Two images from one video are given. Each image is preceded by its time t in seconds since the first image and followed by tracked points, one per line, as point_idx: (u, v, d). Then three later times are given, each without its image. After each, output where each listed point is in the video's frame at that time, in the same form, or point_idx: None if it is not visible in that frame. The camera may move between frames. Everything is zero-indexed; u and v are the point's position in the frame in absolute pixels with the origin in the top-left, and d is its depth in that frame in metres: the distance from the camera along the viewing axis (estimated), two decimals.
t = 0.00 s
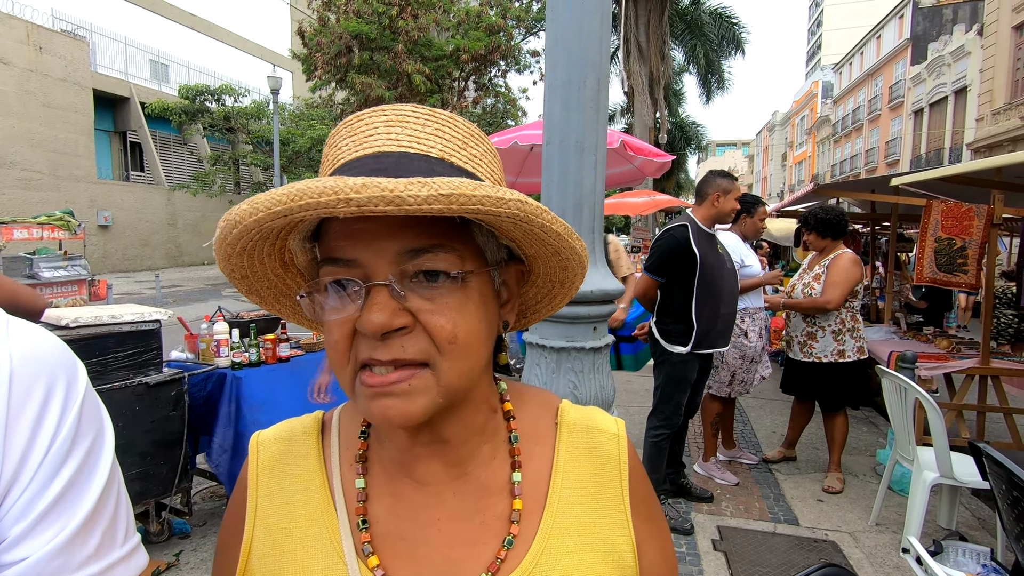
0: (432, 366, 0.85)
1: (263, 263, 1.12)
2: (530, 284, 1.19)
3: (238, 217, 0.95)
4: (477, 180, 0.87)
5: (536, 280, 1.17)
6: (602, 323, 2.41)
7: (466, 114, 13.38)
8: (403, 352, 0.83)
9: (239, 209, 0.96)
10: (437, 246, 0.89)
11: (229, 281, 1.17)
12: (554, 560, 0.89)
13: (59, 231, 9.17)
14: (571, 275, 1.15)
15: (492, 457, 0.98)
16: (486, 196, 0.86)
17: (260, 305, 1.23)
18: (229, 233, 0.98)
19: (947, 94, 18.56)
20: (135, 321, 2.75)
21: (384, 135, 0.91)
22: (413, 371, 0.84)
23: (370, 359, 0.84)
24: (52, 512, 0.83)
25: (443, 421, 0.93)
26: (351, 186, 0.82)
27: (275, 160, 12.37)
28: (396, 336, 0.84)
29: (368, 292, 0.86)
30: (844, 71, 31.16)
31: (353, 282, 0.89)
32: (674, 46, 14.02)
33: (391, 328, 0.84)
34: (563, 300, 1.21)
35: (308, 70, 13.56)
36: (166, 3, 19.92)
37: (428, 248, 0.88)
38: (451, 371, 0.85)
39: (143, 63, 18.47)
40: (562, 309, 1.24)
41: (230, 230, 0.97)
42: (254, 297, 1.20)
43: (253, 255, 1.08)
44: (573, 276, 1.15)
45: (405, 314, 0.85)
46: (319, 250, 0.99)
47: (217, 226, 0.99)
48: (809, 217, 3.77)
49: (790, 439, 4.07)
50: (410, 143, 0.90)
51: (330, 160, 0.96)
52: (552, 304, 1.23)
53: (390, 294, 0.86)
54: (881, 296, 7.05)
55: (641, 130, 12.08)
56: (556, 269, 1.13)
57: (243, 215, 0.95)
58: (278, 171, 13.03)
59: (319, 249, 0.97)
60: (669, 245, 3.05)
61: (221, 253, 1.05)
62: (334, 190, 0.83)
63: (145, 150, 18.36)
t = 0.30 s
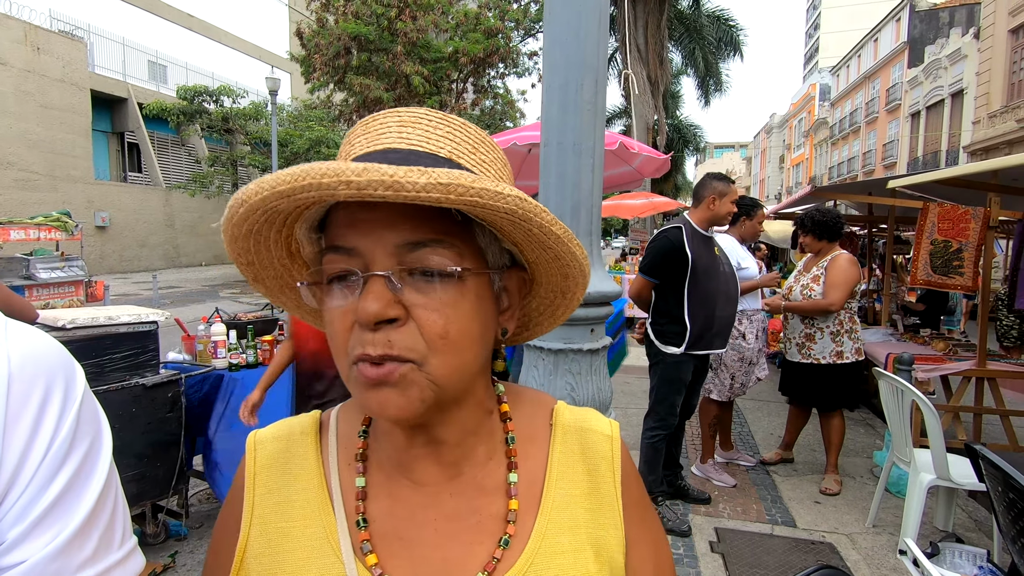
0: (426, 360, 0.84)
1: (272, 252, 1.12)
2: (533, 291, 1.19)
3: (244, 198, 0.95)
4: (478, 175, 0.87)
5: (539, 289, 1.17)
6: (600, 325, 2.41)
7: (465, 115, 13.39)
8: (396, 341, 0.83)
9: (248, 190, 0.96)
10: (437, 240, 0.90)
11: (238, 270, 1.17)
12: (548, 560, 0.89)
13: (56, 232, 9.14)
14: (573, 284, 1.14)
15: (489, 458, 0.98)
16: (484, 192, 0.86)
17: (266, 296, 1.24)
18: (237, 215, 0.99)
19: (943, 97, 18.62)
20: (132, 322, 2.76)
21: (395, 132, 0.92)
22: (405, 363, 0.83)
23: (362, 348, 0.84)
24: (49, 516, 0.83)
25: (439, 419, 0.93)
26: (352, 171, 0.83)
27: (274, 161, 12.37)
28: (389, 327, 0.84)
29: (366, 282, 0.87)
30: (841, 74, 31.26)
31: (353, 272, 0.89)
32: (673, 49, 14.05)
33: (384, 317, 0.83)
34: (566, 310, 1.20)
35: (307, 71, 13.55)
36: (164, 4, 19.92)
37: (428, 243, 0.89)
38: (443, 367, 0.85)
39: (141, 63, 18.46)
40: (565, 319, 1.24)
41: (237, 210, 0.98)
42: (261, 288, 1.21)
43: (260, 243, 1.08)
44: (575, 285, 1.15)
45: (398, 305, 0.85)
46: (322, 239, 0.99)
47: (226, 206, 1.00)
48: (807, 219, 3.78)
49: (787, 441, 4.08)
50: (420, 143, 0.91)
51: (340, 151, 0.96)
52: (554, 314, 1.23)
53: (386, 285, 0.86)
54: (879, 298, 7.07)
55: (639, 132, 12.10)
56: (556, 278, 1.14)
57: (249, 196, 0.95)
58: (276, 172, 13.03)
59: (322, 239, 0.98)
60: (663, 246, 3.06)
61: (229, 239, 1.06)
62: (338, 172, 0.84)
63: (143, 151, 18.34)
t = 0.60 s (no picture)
0: (420, 373, 0.85)
1: (250, 274, 1.12)
2: (523, 285, 1.19)
3: (216, 228, 0.96)
4: (454, 182, 0.87)
5: (528, 281, 1.17)
6: (598, 327, 2.42)
7: (463, 116, 13.38)
8: (386, 358, 0.84)
9: (220, 219, 0.96)
10: (422, 247, 0.90)
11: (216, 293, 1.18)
12: (546, 563, 0.89)
13: (52, 232, 9.10)
14: (562, 276, 1.15)
15: (485, 463, 0.98)
16: (463, 198, 0.86)
17: (248, 314, 1.24)
18: (211, 244, 0.99)
19: (940, 100, 18.69)
20: (129, 322, 2.78)
21: (364, 140, 0.92)
22: (398, 379, 0.84)
23: (355, 367, 0.84)
24: (51, 518, 0.83)
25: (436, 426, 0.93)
26: (325, 195, 0.83)
27: (272, 162, 12.35)
28: (380, 343, 0.85)
29: (352, 299, 0.87)
30: (839, 77, 31.35)
31: (337, 290, 0.89)
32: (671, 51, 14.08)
33: (374, 334, 0.84)
34: (556, 299, 1.21)
35: (305, 72, 13.53)
36: (163, 4, 19.90)
37: (413, 252, 0.89)
38: (440, 376, 0.86)
39: (138, 63, 18.42)
40: (555, 310, 1.24)
41: (212, 240, 0.98)
42: (244, 309, 1.22)
43: (238, 266, 1.09)
44: (564, 276, 1.15)
45: (388, 319, 0.85)
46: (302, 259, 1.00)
47: (197, 235, 1.01)
48: (804, 221, 3.80)
49: (784, 442, 4.09)
50: (389, 148, 0.91)
51: (310, 166, 0.96)
52: (544, 305, 1.23)
53: (373, 300, 0.86)
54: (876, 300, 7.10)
55: (637, 134, 12.12)
56: (546, 270, 1.14)
57: (221, 226, 0.95)
58: (274, 173, 13.03)
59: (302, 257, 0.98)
60: (657, 248, 3.07)
61: (205, 265, 1.06)
62: (308, 197, 0.85)
63: (141, 151, 18.31)
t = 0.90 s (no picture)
0: (442, 374, 0.85)
1: (249, 284, 1.10)
2: (520, 286, 1.19)
3: (232, 236, 0.94)
4: (484, 187, 0.89)
5: (526, 283, 1.18)
6: (598, 328, 2.42)
7: (463, 115, 13.36)
8: (411, 362, 0.84)
9: (235, 228, 0.94)
10: (439, 250, 0.90)
11: (210, 301, 1.14)
12: (553, 563, 0.89)
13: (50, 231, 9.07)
14: (562, 277, 1.15)
15: (489, 466, 0.98)
16: (493, 203, 0.89)
17: (243, 325, 1.21)
18: (222, 254, 0.96)
19: (938, 102, 18.71)
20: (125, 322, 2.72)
21: (372, 143, 0.91)
22: (424, 381, 0.84)
23: (379, 372, 0.83)
24: (48, 518, 0.82)
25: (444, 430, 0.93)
26: (355, 200, 0.81)
27: (271, 162, 12.33)
28: (403, 347, 0.84)
29: (371, 305, 0.86)
30: (838, 78, 31.38)
31: (353, 295, 0.88)
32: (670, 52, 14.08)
33: (399, 338, 0.83)
34: (552, 300, 1.21)
35: (304, 71, 13.51)
36: (162, 3, 19.86)
37: (431, 255, 0.89)
38: (462, 376, 0.86)
39: (137, 62, 18.40)
40: (547, 309, 1.25)
41: (224, 250, 0.95)
42: (239, 318, 1.20)
43: (242, 275, 1.06)
44: (564, 278, 1.16)
45: (410, 324, 0.85)
46: (310, 266, 0.98)
47: (207, 245, 0.98)
48: (804, 222, 3.80)
49: (782, 444, 4.10)
50: (400, 153, 0.90)
51: (315, 171, 0.94)
52: (537, 305, 1.24)
53: (395, 304, 0.86)
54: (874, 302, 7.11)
55: (636, 135, 12.13)
56: (547, 271, 1.14)
57: (239, 235, 0.93)
58: (273, 172, 13.02)
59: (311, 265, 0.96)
60: (656, 249, 3.06)
61: (210, 275, 1.03)
62: (341, 203, 0.81)
63: (139, 150, 18.29)
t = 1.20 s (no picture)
0: (448, 352, 0.85)
1: (292, 253, 1.12)
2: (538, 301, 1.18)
3: (284, 193, 0.97)
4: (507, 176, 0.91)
5: (543, 299, 1.16)
6: (600, 330, 2.42)
7: (463, 115, 13.35)
8: (422, 331, 0.84)
9: (288, 186, 0.97)
10: (459, 234, 0.91)
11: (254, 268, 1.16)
12: (556, 563, 0.90)
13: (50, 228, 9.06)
14: (578, 293, 1.14)
15: (495, 465, 0.98)
16: (513, 191, 0.90)
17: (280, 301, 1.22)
18: (272, 212, 0.99)
19: (938, 104, 18.74)
20: (128, 320, 2.73)
21: (416, 144, 0.93)
22: (428, 354, 0.83)
23: (390, 339, 0.84)
24: (53, 518, 0.83)
25: (451, 420, 0.94)
26: (396, 167, 0.84)
27: (271, 160, 12.32)
28: (415, 315, 0.84)
29: (394, 273, 0.87)
30: (838, 80, 31.42)
31: (380, 264, 0.90)
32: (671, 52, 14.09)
33: (413, 305, 0.84)
34: (567, 321, 1.19)
35: (304, 70, 13.50)
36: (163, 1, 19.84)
37: (452, 235, 0.90)
38: (466, 356, 0.85)
39: (138, 59, 18.40)
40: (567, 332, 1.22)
41: (275, 208, 0.98)
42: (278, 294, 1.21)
43: (286, 242, 1.08)
44: (581, 293, 1.14)
45: (424, 296, 0.86)
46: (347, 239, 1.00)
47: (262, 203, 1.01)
48: (804, 224, 3.81)
49: (781, 446, 4.10)
50: (441, 153, 0.91)
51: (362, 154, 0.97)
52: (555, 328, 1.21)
53: (415, 276, 0.87)
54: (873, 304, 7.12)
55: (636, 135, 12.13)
56: (564, 285, 1.13)
57: (289, 192, 0.96)
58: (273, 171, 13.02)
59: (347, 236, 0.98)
60: (656, 250, 3.07)
61: (259, 236, 1.05)
62: (382, 167, 0.85)
63: (139, 148, 18.31)
